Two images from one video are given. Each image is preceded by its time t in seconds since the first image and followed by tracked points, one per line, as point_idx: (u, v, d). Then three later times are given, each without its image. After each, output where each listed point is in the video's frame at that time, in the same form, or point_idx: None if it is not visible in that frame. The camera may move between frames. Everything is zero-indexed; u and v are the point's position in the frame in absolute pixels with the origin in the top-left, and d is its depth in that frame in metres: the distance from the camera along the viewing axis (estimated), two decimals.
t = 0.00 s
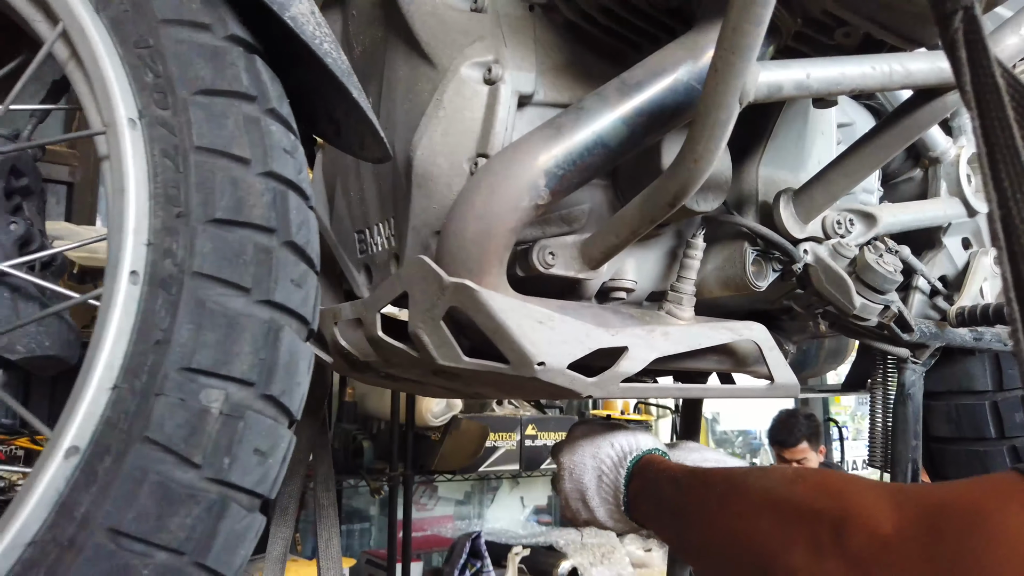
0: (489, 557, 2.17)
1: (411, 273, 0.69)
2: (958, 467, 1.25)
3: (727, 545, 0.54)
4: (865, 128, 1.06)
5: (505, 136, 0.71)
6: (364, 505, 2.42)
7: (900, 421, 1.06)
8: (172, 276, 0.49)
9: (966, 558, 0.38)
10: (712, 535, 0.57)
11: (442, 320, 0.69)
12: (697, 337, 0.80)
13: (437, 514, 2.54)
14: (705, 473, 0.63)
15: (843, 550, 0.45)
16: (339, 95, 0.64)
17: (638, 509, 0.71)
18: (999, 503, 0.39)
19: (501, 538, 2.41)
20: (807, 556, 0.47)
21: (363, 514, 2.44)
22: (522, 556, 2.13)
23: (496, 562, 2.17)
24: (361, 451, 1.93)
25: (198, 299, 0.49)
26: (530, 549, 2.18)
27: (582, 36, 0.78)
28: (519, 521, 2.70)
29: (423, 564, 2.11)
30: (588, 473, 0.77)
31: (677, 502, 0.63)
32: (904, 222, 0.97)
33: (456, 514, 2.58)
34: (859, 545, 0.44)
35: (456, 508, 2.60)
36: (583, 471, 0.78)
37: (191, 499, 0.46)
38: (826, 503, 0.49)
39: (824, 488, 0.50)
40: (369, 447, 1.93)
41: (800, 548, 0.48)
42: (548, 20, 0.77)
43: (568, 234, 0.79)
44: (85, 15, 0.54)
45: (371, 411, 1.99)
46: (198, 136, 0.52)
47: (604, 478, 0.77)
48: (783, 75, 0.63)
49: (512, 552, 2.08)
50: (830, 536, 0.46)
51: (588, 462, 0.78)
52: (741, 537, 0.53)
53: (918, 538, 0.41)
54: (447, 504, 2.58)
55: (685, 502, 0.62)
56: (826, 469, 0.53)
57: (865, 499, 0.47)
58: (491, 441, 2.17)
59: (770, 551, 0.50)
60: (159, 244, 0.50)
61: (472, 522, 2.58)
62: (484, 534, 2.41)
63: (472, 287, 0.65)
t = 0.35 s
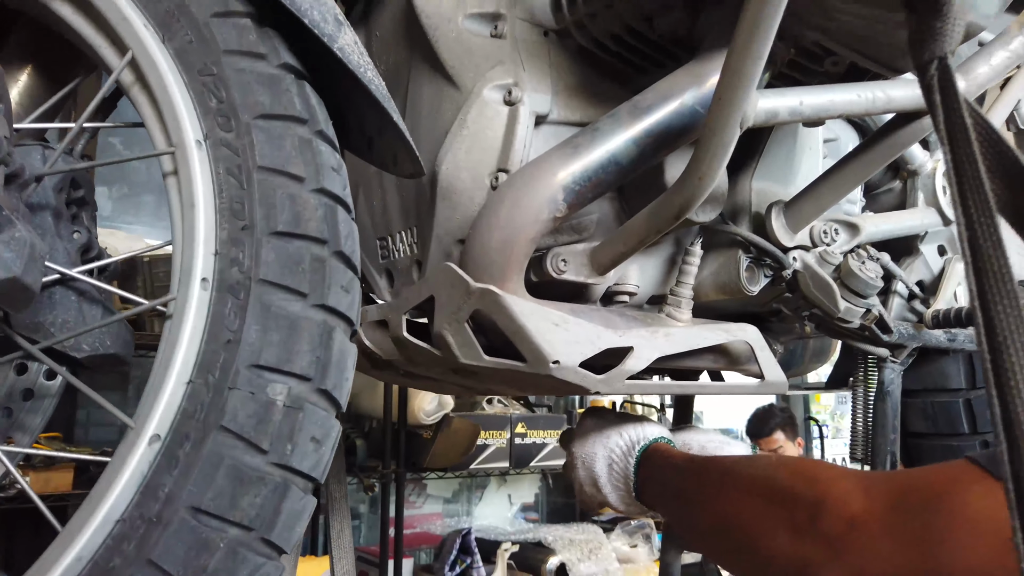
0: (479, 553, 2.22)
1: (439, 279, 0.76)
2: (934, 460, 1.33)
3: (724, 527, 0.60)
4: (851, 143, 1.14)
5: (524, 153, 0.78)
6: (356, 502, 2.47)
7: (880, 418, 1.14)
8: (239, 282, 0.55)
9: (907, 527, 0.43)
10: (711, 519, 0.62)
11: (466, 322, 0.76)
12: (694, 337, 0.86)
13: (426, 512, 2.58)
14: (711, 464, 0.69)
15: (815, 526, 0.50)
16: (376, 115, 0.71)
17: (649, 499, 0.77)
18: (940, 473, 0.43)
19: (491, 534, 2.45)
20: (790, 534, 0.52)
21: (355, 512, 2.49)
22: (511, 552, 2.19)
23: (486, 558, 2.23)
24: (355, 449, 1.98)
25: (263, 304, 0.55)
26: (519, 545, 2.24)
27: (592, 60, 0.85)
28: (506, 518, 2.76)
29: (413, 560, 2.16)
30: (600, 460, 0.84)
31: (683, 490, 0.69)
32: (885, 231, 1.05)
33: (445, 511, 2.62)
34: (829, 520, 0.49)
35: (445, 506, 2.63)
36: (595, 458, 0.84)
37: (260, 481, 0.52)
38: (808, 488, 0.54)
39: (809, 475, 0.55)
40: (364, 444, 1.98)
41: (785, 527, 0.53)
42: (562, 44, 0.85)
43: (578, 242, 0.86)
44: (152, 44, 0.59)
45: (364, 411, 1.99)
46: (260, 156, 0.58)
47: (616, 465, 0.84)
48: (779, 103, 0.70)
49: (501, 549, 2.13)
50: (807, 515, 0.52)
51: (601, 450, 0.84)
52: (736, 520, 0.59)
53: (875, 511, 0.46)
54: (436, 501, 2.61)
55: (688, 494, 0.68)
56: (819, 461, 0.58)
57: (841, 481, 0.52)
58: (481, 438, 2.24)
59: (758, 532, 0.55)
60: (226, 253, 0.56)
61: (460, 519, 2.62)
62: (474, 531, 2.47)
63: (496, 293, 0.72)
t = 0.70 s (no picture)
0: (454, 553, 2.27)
1: (425, 299, 0.81)
2: (891, 463, 1.40)
3: (678, 539, 0.62)
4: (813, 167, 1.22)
5: (505, 181, 0.84)
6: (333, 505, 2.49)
7: (837, 426, 1.21)
8: (243, 307, 0.60)
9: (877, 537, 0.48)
10: (664, 533, 0.64)
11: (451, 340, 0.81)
12: (663, 351, 0.92)
13: (402, 513, 2.56)
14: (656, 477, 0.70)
15: (783, 536, 0.54)
16: (368, 146, 0.76)
17: (592, 510, 0.78)
18: (901, 487, 0.50)
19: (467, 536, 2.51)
20: (751, 545, 0.55)
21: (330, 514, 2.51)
22: (486, 552, 2.24)
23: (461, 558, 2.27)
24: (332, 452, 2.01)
25: (267, 327, 0.60)
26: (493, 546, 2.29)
27: (569, 91, 0.91)
28: (481, 518, 2.77)
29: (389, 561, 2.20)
30: (535, 476, 0.85)
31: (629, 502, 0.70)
32: (843, 250, 1.12)
33: (421, 513, 2.61)
34: (794, 530, 0.53)
35: (421, 508, 2.63)
36: (529, 474, 0.86)
37: (264, 492, 0.57)
38: (764, 498, 0.57)
39: (762, 485, 0.59)
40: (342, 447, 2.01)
41: (746, 538, 0.56)
42: (541, 76, 0.90)
43: (555, 263, 0.92)
44: (159, 82, 0.63)
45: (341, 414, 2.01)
46: (263, 190, 0.64)
47: (552, 481, 0.85)
48: (739, 141, 0.77)
49: (477, 548, 2.18)
50: (773, 524, 0.55)
51: (536, 467, 0.86)
52: (689, 531, 0.61)
53: (841, 521, 0.51)
54: (411, 503, 2.61)
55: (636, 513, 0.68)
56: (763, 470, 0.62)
57: (795, 490, 0.56)
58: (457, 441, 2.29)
59: (716, 543, 0.58)
60: (230, 280, 0.60)
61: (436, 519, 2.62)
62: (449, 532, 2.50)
63: (479, 312, 0.77)
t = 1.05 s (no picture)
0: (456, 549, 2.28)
1: (447, 290, 0.83)
2: (889, 455, 1.43)
3: (687, 522, 0.63)
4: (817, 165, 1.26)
5: (522, 176, 0.87)
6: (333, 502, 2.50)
7: (841, 415, 1.27)
8: (281, 296, 0.63)
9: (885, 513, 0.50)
10: (672, 517, 0.66)
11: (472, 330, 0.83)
12: (673, 344, 0.94)
13: (401, 510, 2.56)
14: (665, 464, 0.72)
15: (789, 516, 0.56)
16: (392, 143, 0.78)
17: (599, 496, 0.79)
18: (905, 468, 0.52)
19: (466, 531, 2.47)
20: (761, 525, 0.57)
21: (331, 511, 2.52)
22: (487, 548, 2.26)
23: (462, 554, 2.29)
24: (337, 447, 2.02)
25: (304, 315, 0.64)
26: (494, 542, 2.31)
27: (583, 90, 0.94)
28: (480, 515, 2.78)
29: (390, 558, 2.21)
30: (541, 456, 0.88)
31: (638, 489, 0.72)
32: (847, 245, 1.15)
33: (419, 509, 2.61)
34: (804, 509, 0.55)
35: (420, 504, 2.63)
36: (537, 454, 0.89)
37: (303, 472, 0.61)
38: (774, 481, 0.59)
39: (771, 469, 0.60)
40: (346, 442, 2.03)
41: (755, 518, 0.58)
42: (555, 75, 0.93)
43: (569, 256, 0.95)
44: (196, 80, 0.65)
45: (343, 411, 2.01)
46: (297, 184, 0.66)
47: (561, 463, 0.88)
48: (751, 137, 0.80)
49: (477, 545, 2.18)
50: (779, 506, 0.57)
51: (546, 448, 0.89)
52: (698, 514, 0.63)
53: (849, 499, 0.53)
54: (411, 500, 2.61)
55: (643, 498, 0.70)
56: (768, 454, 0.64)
57: (803, 472, 0.58)
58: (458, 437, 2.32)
59: (726, 524, 0.59)
60: (267, 270, 0.63)
61: (436, 517, 2.62)
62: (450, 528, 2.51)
63: (500, 303, 0.80)
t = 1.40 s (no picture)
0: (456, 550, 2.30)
1: (456, 299, 0.85)
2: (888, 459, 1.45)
3: (689, 522, 0.65)
4: (818, 174, 1.28)
5: (529, 188, 0.89)
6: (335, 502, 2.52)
7: (842, 419, 1.29)
8: (298, 308, 0.65)
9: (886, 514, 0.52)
10: (675, 516, 0.67)
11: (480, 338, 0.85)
12: (677, 350, 0.95)
13: (402, 510, 2.58)
14: (667, 464, 0.74)
15: (790, 517, 0.58)
16: (403, 155, 0.80)
17: (606, 496, 0.81)
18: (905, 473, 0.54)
19: (466, 532, 2.47)
20: (764, 524, 0.59)
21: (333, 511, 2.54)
22: (488, 549, 2.27)
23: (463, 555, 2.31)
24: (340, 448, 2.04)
25: (320, 327, 0.65)
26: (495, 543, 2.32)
27: (589, 101, 0.96)
28: (480, 515, 2.80)
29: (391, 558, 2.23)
30: (548, 451, 0.91)
31: (643, 488, 0.73)
32: (847, 253, 1.17)
33: (420, 510, 2.63)
34: (808, 510, 0.57)
35: (420, 505, 2.65)
36: (546, 445, 0.91)
37: (319, 480, 0.63)
38: (778, 484, 0.61)
39: (774, 473, 0.62)
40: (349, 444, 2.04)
41: (758, 518, 0.60)
42: (562, 87, 0.95)
43: (575, 265, 0.96)
44: (215, 97, 0.67)
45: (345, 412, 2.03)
46: (313, 199, 0.68)
47: (570, 460, 0.90)
48: (754, 151, 0.83)
49: (478, 546, 2.20)
50: (781, 507, 0.59)
51: (556, 443, 0.91)
52: (702, 514, 0.64)
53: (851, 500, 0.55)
54: (412, 500, 2.63)
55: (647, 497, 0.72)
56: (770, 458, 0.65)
57: (808, 476, 0.60)
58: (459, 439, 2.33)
59: (727, 524, 0.61)
60: (284, 283, 0.65)
61: (437, 517, 2.64)
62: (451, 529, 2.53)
63: (508, 312, 0.81)
